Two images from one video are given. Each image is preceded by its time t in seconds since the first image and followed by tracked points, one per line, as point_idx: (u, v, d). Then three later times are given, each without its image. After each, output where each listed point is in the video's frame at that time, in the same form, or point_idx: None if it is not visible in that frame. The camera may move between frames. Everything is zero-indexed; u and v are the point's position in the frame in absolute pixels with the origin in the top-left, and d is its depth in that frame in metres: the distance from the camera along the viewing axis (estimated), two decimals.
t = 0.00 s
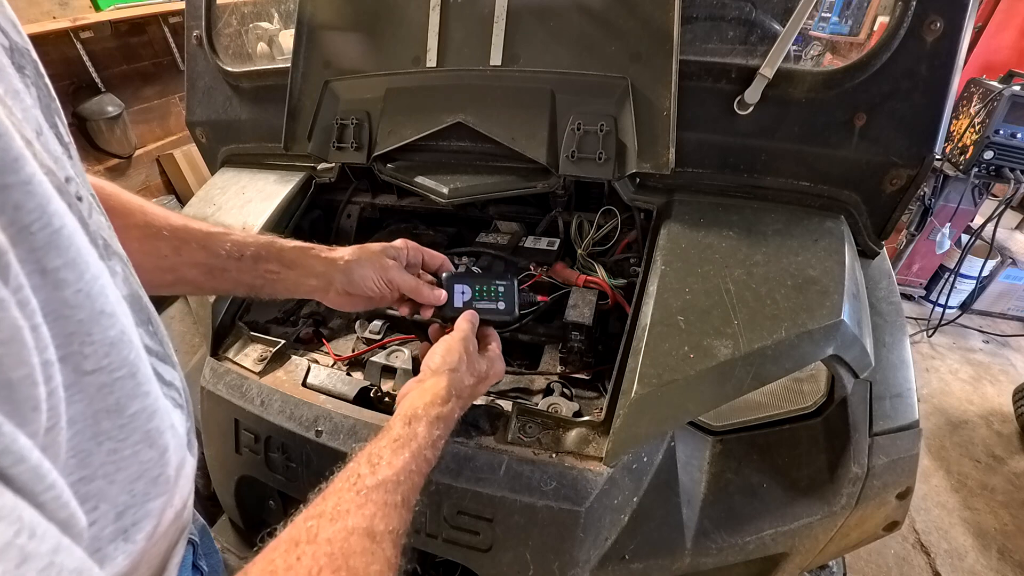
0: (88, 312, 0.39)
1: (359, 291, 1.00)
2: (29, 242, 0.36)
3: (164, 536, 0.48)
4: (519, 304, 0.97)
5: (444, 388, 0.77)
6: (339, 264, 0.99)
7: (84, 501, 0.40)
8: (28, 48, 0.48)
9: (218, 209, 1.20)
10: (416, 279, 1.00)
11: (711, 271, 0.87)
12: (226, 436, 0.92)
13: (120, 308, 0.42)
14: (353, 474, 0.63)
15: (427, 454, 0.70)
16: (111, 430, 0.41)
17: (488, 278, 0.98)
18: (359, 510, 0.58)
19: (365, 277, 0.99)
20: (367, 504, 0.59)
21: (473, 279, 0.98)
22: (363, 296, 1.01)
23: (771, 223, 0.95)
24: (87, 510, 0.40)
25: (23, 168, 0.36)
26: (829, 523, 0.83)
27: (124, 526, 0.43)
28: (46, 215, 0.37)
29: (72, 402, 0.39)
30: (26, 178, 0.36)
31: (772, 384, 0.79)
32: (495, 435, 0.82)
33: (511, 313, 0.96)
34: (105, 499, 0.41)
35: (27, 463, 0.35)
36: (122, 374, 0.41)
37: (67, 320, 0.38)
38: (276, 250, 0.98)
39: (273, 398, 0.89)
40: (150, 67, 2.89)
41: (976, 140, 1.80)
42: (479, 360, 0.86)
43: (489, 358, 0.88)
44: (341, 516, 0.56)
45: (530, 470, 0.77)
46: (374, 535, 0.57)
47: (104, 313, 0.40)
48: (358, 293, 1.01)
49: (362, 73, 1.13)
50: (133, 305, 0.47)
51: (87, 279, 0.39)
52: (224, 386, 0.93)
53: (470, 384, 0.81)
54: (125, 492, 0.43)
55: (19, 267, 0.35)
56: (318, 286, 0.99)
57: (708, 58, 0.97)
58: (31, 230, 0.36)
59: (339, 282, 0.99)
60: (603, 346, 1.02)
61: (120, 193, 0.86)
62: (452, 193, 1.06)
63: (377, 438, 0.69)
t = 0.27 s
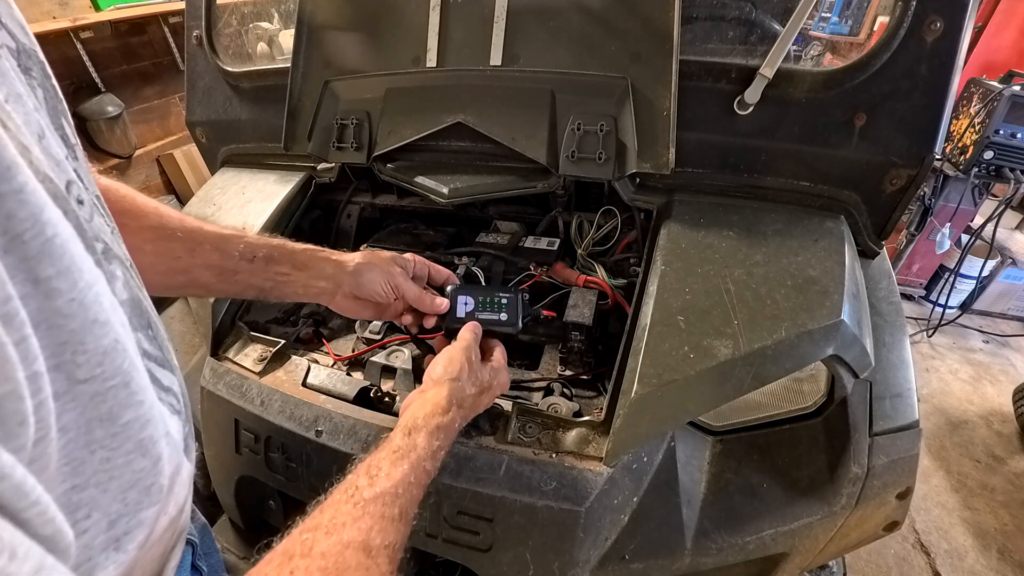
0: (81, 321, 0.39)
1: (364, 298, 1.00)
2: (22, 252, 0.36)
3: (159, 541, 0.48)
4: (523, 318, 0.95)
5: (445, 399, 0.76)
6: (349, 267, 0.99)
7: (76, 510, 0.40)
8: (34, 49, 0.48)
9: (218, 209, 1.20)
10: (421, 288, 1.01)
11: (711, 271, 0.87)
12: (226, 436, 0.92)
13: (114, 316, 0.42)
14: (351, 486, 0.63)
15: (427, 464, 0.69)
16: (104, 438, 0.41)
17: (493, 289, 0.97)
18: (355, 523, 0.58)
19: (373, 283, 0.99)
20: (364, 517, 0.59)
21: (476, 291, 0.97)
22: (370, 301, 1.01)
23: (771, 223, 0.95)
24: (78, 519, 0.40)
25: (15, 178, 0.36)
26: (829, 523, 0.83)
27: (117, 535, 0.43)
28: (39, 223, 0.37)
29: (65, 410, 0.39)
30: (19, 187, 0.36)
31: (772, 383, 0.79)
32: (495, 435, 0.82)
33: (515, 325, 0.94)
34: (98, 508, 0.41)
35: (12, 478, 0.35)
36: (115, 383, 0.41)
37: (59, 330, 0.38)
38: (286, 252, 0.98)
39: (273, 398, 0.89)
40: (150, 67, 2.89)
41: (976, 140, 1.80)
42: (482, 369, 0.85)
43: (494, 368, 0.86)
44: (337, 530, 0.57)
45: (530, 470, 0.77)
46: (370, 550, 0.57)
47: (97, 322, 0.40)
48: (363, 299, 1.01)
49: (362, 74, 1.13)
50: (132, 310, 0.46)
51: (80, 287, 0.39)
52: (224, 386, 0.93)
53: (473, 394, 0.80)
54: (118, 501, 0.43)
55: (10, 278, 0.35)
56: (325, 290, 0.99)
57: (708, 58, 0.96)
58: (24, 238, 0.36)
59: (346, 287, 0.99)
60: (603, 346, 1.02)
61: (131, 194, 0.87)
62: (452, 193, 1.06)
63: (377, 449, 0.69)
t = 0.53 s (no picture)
0: (78, 324, 0.39)
1: (363, 300, 1.00)
2: (19, 255, 0.36)
3: (157, 543, 0.48)
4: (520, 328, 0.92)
5: (469, 405, 0.75)
6: (351, 268, 0.99)
7: (74, 512, 0.40)
8: (36, 49, 0.48)
9: (218, 209, 1.20)
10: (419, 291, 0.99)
11: (711, 271, 0.87)
12: (226, 436, 0.92)
13: (112, 318, 0.42)
14: (374, 488, 0.64)
15: (450, 467, 0.69)
16: (102, 440, 0.41)
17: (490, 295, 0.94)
18: (375, 525, 0.59)
19: (374, 284, 0.99)
20: (385, 520, 0.60)
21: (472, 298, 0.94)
22: (369, 304, 1.01)
23: (771, 222, 0.95)
24: (77, 520, 0.40)
25: (12, 181, 0.36)
26: (829, 523, 0.83)
27: (115, 537, 0.43)
28: (36, 227, 0.37)
29: (62, 412, 0.39)
30: (15, 191, 0.36)
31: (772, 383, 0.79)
32: (495, 436, 0.82)
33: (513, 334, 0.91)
34: (96, 510, 0.41)
35: (13, 476, 0.35)
36: (112, 386, 0.41)
37: (56, 333, 0.38)
38: (289, 252, 0.98)
39: (273, 398, 0.89)
40: (150, 66, 2.90)
41: (976, 140, 1.80)
42: (511, 373, 0.81)
43: (525, 373, 0.83)
44: (360, 532, 0.58)
45: (530, 470, 0.77)
46: (390, 554, 0.57)
47: (95, 325, 0.40)
48: (362, 301, 1.00)
49: (362, 74, 1.13)
50: (131, 312, 0.46)
51: (77, 290, 0.39)
52: (224, 386, 0.93)
53: (500, 398, 0.78)
54: (116, 503, 0.43)
55: (8, 282, 0.35)
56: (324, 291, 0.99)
57: (709, 58, 0.96)
58: (21, 242, 0.36)
59: (346, 288, 0.99)
60: (603, 346, 1.02)
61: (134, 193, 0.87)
62: (452, 193, 1.06)
63: (403, 452, 0.71)
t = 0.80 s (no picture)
0: (79, 320, 0.39)
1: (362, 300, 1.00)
2: (19, 252, 0.36)
3: (158, 542, 0.48)
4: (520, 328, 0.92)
5: (478, 393, 0.75)
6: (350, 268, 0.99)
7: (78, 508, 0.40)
8: (35, 50, 0.48)
9: (218, 209, 1.20)
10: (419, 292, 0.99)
11: (711, 271, 0.87)
12: (226, 436, 0.92)
13: (112, 314, 0.42)
14: (385, 479, 0.63)
15: (460, 457, 0.69)
16: (104, 436, 0.41)
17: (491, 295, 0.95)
18: (388, 513, 0.58)
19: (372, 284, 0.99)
20: (397, 508, 0.58)
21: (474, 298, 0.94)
22: (369, 304, 1.01)
23: (771, 222, 0.95)
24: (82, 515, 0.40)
25: (12, 178, 0.36)
26: (829, 523, 0.83)
27: (120, 532, 0.43)
28: (34, 223, 0.37)
29: (65, 407, 0.39)
30: (14, 187, 0.36)
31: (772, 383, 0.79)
32: (495, 436, 0.82)
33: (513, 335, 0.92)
34: (101, 505, 0.41)
35: (22, 460, 0.35)
36: (114, 381, 0.41)
37: (57, 328, 0.38)
38: (289, 253, 0.98)
39: (273, 398, 0.89)
40: (150, 66, 2.90)
41: (976, 140, 1.80)
42: (516, 364, 0.83)
43: (529, 364, 0.85)
44: (372, 520, 0.56)
45: (530, 470, 0.77)
46: (403, 541, 0.56)
47: (95, 321, 0.40)
48: (361, 301, 1.00)
49: (362, 73, 1.13)
50: (130, 310, 0.46)
51: (77, 286, 0.39)
52: (223, 386, 0.93)
53: (507, 388, 0.79)
54: (120, 498, 0.42)
55: (11, 276, 0.35)
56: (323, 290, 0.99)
57: (709, 58, 0.96)
58: (21, 238, 0.36)
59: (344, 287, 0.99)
60: (603, 346, 1.02)
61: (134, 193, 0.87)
62: (452, 193, 1.06)
63: (413, 444, 0.70)
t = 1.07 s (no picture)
0: (81, 317, 0.39)
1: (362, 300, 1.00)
2: (20, 249, 0.36)
3: (158, 539, 0.48)
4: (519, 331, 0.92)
5: (475, 387, 0.76)
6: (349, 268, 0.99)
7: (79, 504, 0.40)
8: (34, 51, 0.48)
9: (218, 209, 1.20)
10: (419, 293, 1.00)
11: (711, 271, 0.87)
12: (226, 436, 0.92)
13: (114, 312, 0.42)
14: (384, 475, 0.63)
15: (458, 451, 0.69)
16: (105, 433, 0.41)
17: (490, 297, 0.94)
18: (385, 507, 0.57)
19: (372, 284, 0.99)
20: (394, 502, 0.58)
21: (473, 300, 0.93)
22: (368, 304, 1.01)
23: (771, 223, 0.95)
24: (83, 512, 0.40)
25: (14, 176, 0.36)
26: (829, 523, 0.83)
27: (121, 528, 0.43)
28: (38, 220, 0.37)
29: (67, 404, 0.39)
30: (17, 185, 0.36)
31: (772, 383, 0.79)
32: (495, 436, 0.82)
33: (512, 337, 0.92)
34: (102, 502, 0.41)
35: (27, 452, 0.34)
36: (115, 378, 0.41)
37: (59, 326, 0.38)
38: (289, 253, 0.99)
39: (273, 398, 0.89)
40: (150, 66, 2.90)
41: (976, 140, 1.80)
42: (513, 359, 0.84)
43: (528, 360, 0.86)
44: (370, 514, 0.56)
45: (530, 470, 0.77)
46: (401, 533, 0.55)
47: (97, 318, 0.40)
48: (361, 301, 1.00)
49: (362, 73, 1.13)
50: (130, 309, 0.47)
51: (80, 283, 0.39)
52: (223, 386, 0.93)
53: (505, 382, 0.79)
54: (121, 495, 0.43)
55: (14, 273, 0.35)
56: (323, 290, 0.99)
57: (709, 58, 0.96)
58: (23, 236, 0.36)
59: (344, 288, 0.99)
60: (603, 346, 1.02)
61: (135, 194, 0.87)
62: (452, 193, 1.06)
63: (412, 440, 0.70)
